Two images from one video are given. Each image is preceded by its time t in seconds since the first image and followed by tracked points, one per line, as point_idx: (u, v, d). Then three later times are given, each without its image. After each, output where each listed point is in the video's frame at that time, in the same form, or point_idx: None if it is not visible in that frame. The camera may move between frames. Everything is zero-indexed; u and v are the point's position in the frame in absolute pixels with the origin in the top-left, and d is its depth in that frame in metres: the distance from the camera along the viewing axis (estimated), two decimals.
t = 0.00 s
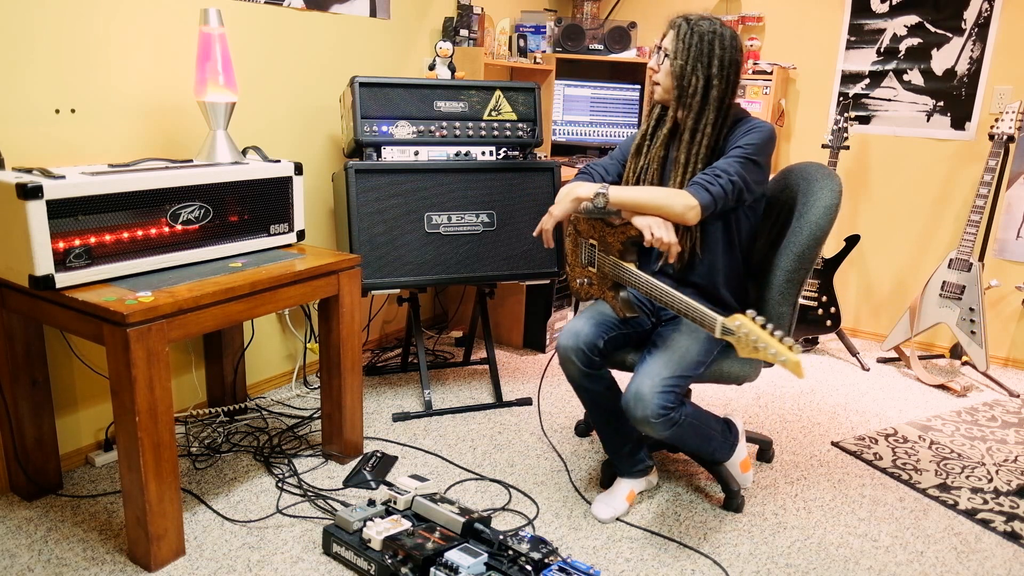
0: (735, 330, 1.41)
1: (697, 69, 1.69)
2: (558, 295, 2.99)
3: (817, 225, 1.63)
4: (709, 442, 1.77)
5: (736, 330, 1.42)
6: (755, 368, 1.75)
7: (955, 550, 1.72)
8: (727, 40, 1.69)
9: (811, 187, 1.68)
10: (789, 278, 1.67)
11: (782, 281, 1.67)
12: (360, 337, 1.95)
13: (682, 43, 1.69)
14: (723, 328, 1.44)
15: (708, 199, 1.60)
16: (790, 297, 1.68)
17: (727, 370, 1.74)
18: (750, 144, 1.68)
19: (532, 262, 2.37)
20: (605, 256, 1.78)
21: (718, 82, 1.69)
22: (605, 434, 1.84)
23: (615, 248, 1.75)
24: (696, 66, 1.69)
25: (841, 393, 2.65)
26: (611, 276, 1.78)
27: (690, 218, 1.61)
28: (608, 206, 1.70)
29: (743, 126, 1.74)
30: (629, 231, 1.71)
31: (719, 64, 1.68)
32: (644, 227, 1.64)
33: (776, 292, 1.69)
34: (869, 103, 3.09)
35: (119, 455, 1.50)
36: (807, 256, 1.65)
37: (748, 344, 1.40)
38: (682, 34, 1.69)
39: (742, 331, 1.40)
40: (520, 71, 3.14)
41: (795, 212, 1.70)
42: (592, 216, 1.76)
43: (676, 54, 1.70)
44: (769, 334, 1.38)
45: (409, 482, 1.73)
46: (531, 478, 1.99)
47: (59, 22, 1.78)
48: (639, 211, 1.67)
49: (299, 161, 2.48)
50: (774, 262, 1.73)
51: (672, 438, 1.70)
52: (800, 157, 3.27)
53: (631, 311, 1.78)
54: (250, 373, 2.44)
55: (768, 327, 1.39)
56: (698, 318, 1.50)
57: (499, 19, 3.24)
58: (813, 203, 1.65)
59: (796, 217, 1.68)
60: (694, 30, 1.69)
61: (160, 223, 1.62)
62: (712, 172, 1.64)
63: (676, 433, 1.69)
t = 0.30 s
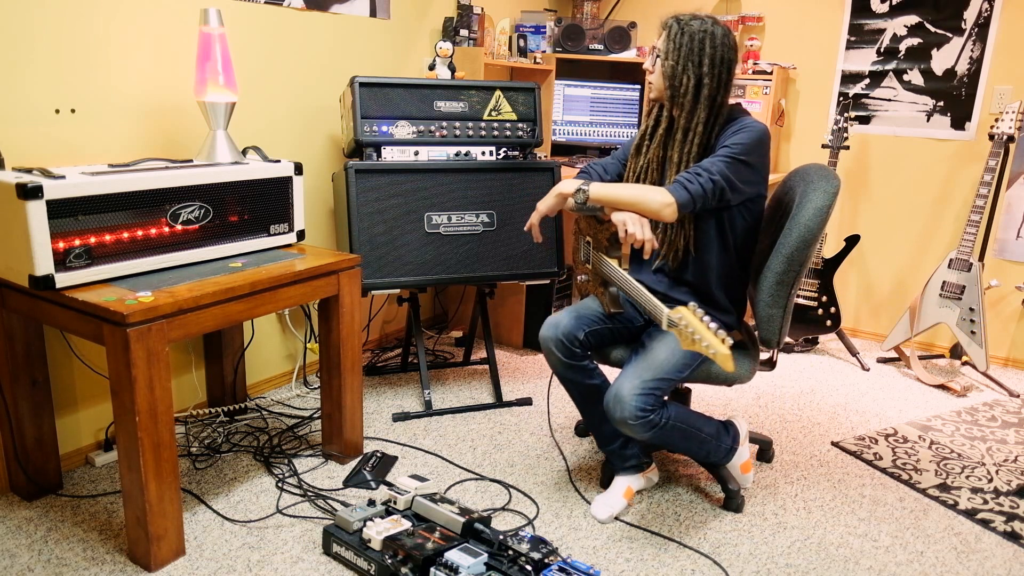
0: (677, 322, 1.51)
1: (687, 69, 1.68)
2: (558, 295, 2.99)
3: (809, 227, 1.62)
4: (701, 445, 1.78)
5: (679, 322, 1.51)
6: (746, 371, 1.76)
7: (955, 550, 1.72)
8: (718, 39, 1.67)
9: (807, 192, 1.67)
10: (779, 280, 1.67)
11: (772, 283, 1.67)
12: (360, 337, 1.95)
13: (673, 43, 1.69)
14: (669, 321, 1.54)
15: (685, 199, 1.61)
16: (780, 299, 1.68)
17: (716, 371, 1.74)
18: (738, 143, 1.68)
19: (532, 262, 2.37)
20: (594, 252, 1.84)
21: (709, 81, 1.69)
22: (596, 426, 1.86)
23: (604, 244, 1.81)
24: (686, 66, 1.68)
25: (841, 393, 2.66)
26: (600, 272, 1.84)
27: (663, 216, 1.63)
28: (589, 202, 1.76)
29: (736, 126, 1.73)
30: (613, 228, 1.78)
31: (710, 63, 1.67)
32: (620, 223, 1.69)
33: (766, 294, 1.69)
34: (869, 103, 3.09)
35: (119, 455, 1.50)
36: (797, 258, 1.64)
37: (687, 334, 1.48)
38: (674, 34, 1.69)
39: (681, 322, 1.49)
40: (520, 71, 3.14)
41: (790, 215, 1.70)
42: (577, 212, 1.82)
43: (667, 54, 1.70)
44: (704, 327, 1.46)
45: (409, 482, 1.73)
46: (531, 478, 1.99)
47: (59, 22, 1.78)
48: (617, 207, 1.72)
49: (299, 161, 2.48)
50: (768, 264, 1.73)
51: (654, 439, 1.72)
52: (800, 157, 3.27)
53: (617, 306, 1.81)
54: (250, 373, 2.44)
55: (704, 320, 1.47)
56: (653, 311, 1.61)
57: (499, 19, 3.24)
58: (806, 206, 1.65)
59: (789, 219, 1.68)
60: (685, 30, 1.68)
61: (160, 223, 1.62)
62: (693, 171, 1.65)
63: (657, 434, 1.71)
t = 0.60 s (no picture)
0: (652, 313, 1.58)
1: (675, 70, 1.69)
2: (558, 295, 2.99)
3: (805, 228, 1.63)
4: (697, 446, 1.78)
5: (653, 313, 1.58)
6: (744, 371, 1.75)
7: (955, 550, 1.72)
8: (706, 38, 1.67)
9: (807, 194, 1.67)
10: (775, 280, 1.66)
11: (768, 283, 1.67)
12: (360, 337, 1.95)
13: (662, 45, 1.69)
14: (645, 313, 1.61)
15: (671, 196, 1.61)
16: (777, 299, 1.68)
17: (712, 370, 1.74)
18: (728, 142, 1.67)
19: (532, 262, 2.37)
20: (590, 249, 1.86)
21: (698, 81, 1.69)
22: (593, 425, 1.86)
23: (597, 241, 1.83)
24: (674, 66, 1.69)
25: (841, 393, 2.65)
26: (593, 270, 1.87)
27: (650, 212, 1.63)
28: (579, 197, 1.76)
29: (728, 124, 1.73)
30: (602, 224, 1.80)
31: (698, 62, 1.68)
32: (607, 218, 1.70)
33: (762, 294, 1.69)
34: (869, 103, 3.09)
35: (119, 455, 1.50)
36: (793, 258, 1.64)
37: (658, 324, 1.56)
38: (662, 36, 1.70)
39: (655, 313, 1.56)
40: (520, 71, 3.14)
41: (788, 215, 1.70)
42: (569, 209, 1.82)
43: (655, 56, 1.71)
44: (676, 318, 1.54)
45: (409, 482, 1.73)
46: (531, 478, 1.99)
47: (59, 22, 1.78)
48: (605, 203, 1.72)
49: (299, 161, 2.47)
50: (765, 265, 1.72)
51: (647, 439, 1.72)
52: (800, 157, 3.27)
53: (611, 303, 1.82)
54: (250, 373, 2.44)
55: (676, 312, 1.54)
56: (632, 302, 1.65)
57: (499, 19, 3.24)
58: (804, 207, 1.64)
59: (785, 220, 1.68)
60: (674, 32, 1.69)
61: (160, 223, 1.62)
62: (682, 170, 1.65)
63: (650, 434, 1.71)
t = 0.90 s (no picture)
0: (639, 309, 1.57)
1: (670, 70, 1.69)
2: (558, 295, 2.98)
3: (803, 228, 1.63)
4: (695, 447, 1.78)
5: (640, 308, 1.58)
6: (741, 372, 1.75)
7: (955, 550, 1.72)
8: (701, 38, 1.67)
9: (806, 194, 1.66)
10: (772, 280, 1.66)
11: (765, 283, 1.67)
12: (360, 337, 1.94)
13: (657, 46, 1.70)
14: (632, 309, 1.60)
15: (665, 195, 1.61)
16: (774, 299, 1.68)
17: (710, 370, 1.74)
18: (723, 141, 1.67)
19: (532, 262, 2.37)
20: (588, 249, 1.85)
21: (693, 81, 1.69)
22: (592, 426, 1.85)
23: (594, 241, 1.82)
24: (669, 66, 1.69)
25: (841, 393, 2.65)
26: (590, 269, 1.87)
27: (645, 212, 1.63)
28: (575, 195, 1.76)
29: (723, 123, 1.73)
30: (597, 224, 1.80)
31: (692, 62, 1.68)
32: (602, 217, 1.69)
33: (760, 294, 1.69)
34: (869, 103, 3.09)
35: (119, 455, 1.50)
36: (790, 258, 1.64)
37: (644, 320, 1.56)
38: (656, 36, 1.70)
39: (641, 309, 1.56)
40: (520, 71, 3.14)
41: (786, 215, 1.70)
42: (566, 209, 1.82)
43: (650, 56, 1.71)
44: (662, 313, 1.54)
45: (409, 482, 1.73)
46: (531, 478, 1.99)
47: (59, 22, 1.78)
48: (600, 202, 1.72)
49: (299, 161, 2.47)
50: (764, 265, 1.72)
51: (643, 439, 1.72)
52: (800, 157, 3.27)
53: (608, 301, 1.82)
54: (250, 373, 2.44)
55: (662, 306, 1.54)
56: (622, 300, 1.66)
57: (499, 19, 3.24)
58: (802, 207, 1.64)
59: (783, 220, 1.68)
60: (668, 32, 1.69)
61: (160, 223, 1.62)
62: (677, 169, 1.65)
63: (646, 435, 1.71)
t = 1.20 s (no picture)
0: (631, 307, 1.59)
1: (669, 71, 1.69)
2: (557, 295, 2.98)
3: (802, 227, 1.63)
4: (694, 447, 1.78)
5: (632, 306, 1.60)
6: (741, 372, 1.75)
7: (955, 550, 1.72)
8: (698, 39, 1.67)
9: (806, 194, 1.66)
10: (772, 280, 1.66)
11: (764, 283, 1.67)
12: (360, 336, 1.94)
13: (655, 46, 1.70)
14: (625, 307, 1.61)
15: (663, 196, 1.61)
16: (773, 299, 1.68)
17: (709, 370, 1.74)
18: (721, 141, 1.67)
19: (532, 261, 2.37)
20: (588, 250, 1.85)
21: (691, 81, 1.69)
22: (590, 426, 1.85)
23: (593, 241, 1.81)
24: (667, 67, 1.69)
25: (841, 393, 2.65)
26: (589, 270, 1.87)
27: (641, 211, 1.64)
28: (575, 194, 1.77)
29: (721, 123, 1.73)
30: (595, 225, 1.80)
31: (690, 63, 1.68)
32: (599, 217, 1.70)
33: (759, 294, 1.69)
34: (869, 103, 3.09)
35: (119, 455, 1.50)
36: (789, 258, 1.64)
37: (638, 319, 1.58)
38: (654, 37, 1.71)
39: (635, 307, 1.58)
40: (520, 71, 3.14)
41: (785, 215, 1.70)
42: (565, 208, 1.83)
43: (648, 57, 1.71)
44: (655, 311, 1.57)
45: (409, 482, 1.73)
46: (531, 478, 1.99)
47: (59, 23, 1.78)
48: (597, 202, 1.73)
49: (299, 161, 2.47)
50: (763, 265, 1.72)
51: (642, 439, 1.72)
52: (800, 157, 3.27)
53: (607, 301, 1.82)
54: (250, 373, 2.45)
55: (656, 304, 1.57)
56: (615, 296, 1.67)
57: (499, 19, 3.24)
58: (803, 208, 1.64)
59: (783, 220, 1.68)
60: (667, 33, 1.69)
61: (160, 223, 1.62)
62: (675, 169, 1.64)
63: (644, 435, 1.71)
